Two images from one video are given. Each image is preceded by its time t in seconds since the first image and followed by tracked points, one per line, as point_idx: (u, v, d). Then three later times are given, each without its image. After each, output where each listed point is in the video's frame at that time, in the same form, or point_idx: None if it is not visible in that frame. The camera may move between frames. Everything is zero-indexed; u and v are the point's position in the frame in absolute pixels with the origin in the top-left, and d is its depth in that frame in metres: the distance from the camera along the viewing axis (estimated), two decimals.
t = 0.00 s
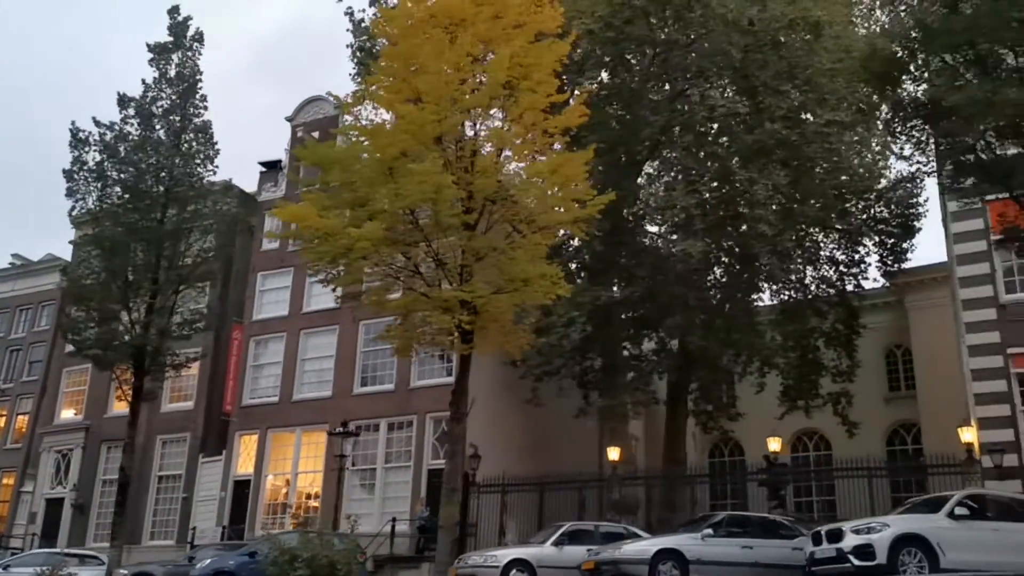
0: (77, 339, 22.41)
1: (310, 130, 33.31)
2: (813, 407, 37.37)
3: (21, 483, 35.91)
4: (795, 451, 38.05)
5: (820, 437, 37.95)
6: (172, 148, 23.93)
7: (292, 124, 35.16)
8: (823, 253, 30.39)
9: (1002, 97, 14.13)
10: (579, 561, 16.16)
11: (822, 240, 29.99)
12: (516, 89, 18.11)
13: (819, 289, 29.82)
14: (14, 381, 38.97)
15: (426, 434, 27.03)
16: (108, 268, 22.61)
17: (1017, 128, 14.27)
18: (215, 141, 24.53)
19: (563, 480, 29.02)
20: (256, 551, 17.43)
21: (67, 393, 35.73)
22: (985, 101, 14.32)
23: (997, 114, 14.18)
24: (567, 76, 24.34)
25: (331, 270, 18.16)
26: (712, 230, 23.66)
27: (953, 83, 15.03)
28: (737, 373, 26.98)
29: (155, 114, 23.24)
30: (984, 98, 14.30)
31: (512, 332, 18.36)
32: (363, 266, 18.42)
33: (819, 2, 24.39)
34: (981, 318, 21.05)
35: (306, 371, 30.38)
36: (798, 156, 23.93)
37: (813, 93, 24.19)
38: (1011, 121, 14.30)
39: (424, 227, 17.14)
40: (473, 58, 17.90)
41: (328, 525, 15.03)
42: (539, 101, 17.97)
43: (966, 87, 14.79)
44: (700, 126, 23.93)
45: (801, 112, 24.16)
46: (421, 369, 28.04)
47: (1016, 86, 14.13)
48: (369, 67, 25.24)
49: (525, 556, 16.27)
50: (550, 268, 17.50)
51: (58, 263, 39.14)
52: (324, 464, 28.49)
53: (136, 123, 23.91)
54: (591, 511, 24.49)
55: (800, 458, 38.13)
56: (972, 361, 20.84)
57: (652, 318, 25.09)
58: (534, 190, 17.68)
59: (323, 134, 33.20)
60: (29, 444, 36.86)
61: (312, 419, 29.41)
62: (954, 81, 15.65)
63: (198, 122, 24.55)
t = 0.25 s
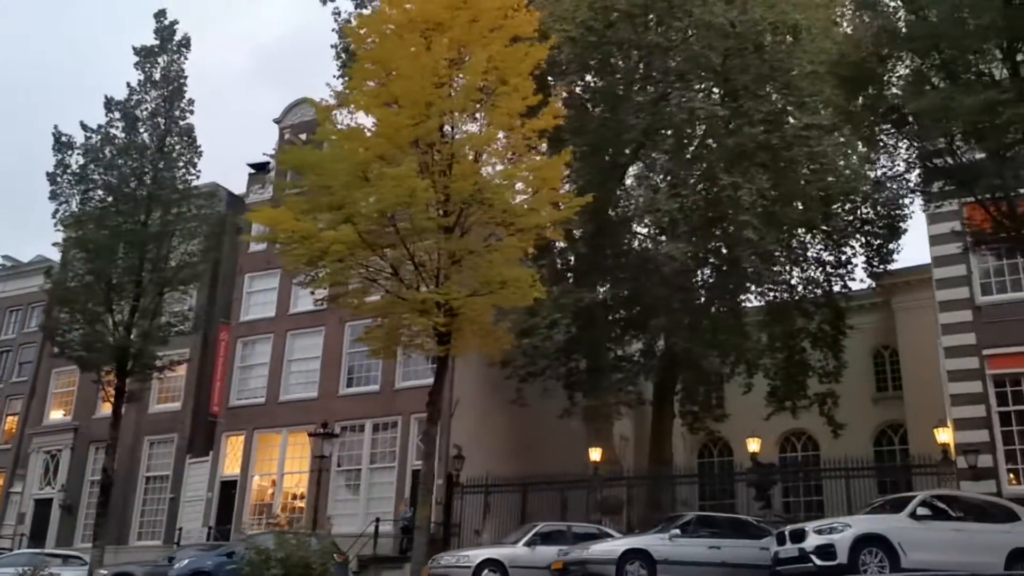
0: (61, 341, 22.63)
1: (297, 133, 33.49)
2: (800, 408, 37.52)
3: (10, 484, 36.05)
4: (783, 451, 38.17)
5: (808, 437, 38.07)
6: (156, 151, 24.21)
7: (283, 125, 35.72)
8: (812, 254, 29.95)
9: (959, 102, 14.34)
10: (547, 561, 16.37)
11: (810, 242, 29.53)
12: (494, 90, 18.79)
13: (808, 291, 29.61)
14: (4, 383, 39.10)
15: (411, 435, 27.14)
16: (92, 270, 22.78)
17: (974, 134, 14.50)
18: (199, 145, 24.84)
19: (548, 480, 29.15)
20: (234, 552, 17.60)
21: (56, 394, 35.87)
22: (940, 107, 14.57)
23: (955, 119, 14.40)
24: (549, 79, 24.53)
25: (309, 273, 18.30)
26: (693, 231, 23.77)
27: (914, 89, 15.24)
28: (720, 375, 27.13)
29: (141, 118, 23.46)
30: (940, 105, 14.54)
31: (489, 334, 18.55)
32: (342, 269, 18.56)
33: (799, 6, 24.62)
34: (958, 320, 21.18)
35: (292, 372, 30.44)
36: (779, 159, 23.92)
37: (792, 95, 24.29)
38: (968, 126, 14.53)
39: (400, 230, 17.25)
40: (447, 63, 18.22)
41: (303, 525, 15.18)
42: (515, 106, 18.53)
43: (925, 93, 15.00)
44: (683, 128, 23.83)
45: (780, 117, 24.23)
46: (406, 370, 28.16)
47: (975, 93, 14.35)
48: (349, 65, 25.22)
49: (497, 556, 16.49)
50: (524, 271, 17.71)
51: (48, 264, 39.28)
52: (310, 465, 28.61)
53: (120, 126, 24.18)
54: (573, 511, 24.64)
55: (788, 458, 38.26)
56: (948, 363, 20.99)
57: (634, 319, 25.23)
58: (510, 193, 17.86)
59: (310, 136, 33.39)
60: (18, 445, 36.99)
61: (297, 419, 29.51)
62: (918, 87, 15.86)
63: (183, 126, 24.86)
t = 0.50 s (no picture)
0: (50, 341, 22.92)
1: (288, 135, 33.71)
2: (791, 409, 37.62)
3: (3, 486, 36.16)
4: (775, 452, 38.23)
5: (800, 437, 38.12)
6: (145, 154, 24.44)
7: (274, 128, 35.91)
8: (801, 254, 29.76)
9: (926, 108, 14.51)
10: (524, 562, 16.57)
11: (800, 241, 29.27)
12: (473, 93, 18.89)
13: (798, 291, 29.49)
14: None
15: (399, 436, 27.24)
16: (79, 271, 22.99)
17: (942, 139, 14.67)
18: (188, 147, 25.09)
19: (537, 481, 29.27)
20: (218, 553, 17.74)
21: (48, 395, 35.99)
22: (908, 112, 14.73)
23: (923, 124, 14.57)
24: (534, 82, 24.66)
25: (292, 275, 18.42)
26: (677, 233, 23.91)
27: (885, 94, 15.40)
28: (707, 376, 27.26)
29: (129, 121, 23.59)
30: (908, 111, 14.71)
31: (471, 335, 18.68)
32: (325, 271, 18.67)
33: (783, 10, 24.80)
34: (939, 322, 21.32)
35: (282, 373, 30.53)
36: (763, 163, 24.13)
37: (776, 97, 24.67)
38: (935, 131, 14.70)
39: (381, 233, 17.36)
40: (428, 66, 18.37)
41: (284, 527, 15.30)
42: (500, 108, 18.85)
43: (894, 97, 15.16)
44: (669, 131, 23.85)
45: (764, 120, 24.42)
46: (395, 371, 28.28)
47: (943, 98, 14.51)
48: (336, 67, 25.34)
49: (475, 556, 16.66)
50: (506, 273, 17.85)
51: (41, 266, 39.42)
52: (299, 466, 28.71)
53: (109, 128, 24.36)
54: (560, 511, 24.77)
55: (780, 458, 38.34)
56: (929, 364, 21.12)
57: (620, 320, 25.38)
58: (492, 195, 18.01)
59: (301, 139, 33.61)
60: (11, 446, 37.10)
61: (287, 421, 29.61)
62: (891, 92, 16.00)
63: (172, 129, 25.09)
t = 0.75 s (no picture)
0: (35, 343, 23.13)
1: (275, 137, 33.85)
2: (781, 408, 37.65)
3: None
4: (765, 451, 38.30)
5: (789, 437, 38.14)
6: (131, 156, 24.66)
7: (261, 131, 36.69)
8: (790, 255, 29.43)
9: (890, 113, 14.68)
10: (496, 561, 16.73)
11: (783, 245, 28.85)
12: (452, 93, 19.44)
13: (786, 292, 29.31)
14: None
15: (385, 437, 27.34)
16: (65, 274, 23.18)
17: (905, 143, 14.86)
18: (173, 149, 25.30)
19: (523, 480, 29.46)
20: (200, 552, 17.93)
21: (38, 396, 36.12)
22: (871, 116, 14.91)
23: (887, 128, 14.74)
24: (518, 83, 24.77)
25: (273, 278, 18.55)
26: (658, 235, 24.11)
27: (851, 98, 15.53)
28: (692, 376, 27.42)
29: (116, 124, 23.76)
30: (872, 115, 14.89)
31: (452, 336, 18.83)
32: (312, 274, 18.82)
33: (764, 12, 24.89)
34: (918, 323, 21.46)
35: (270, 374, 30.64)
36: (744, 164, 24.19)
37: (758, 98, 24.78)
38: (900, 134, 14.86)
39: (359, 236, 17.51)
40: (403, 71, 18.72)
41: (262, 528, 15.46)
42: (476, 108, 19.20)
43: (858, 101, 15.29)
44: (650, 133, 23.80)
45: (746, 122, 24.26)
46: (381, 372, 28.42)
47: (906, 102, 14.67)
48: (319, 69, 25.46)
49: (451, 556, 16.83)
50: (483, 275, 18.05)
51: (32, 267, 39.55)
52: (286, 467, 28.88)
53: (96, 130, 24.54)
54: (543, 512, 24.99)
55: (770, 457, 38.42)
56: (908, 365, 21.30)
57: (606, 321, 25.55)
58: (470, 198, 18.15)
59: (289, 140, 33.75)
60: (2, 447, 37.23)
61: (275, 421, 29.74)
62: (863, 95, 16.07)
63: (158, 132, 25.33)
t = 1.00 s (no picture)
0: (22, 344, 23.38)
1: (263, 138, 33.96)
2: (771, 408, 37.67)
3: None
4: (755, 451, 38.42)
5: (779, 437, 38.25)
6: (117, 158, 25.01)
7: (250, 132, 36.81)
8: (778, 256, 29.03)
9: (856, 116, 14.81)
10: (471, 561, 16.85)
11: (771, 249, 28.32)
12: (433, 95, 19.70)
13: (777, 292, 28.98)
14: None
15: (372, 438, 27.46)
16: (50, 276, 23.46)
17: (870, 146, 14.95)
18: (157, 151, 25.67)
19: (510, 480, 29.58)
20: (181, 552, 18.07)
21: (28, 397, 36.24)
22: (837, 121, 15.03)
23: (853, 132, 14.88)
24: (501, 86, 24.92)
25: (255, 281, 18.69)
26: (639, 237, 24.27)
27: (821, 102, 15.71)
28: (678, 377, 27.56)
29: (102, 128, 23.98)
30: (838, 119, 14.99)
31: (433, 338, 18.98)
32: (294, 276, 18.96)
33: (747, 15, 24.98)
34: (898, 324, 21.60)
35: (259, 375, 30.74)
36: (728, 166, 24.08)
37: (744, 100, 24.36)
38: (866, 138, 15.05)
39: (340, 238, 17.66)
40: (385, 74, 18.88)
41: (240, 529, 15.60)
42: (457, 110, 19.39)
43: (827, 105, 15.51)
44: (633, 136, 23.96)
45: (730, 124, 24.14)
46: (369, 373, 28.54)
47: (872, 106, 14.82)
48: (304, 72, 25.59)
49: (429, 556, 16.96)
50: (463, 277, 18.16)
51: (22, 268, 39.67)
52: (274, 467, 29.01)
53: (82, 133, 24.87)
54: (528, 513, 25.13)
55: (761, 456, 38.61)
56: (889, 366, 21.44)
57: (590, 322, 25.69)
58: (452, 201, 18.30)
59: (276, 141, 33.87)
60: None
61: (263, 422, 29.86)
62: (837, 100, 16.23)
63: (143, 134, 25.72)
